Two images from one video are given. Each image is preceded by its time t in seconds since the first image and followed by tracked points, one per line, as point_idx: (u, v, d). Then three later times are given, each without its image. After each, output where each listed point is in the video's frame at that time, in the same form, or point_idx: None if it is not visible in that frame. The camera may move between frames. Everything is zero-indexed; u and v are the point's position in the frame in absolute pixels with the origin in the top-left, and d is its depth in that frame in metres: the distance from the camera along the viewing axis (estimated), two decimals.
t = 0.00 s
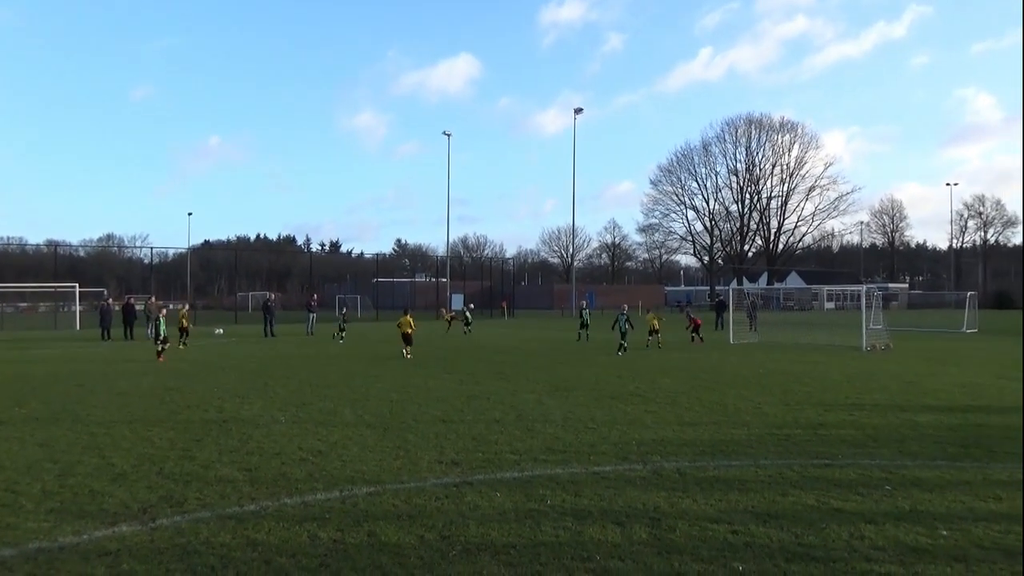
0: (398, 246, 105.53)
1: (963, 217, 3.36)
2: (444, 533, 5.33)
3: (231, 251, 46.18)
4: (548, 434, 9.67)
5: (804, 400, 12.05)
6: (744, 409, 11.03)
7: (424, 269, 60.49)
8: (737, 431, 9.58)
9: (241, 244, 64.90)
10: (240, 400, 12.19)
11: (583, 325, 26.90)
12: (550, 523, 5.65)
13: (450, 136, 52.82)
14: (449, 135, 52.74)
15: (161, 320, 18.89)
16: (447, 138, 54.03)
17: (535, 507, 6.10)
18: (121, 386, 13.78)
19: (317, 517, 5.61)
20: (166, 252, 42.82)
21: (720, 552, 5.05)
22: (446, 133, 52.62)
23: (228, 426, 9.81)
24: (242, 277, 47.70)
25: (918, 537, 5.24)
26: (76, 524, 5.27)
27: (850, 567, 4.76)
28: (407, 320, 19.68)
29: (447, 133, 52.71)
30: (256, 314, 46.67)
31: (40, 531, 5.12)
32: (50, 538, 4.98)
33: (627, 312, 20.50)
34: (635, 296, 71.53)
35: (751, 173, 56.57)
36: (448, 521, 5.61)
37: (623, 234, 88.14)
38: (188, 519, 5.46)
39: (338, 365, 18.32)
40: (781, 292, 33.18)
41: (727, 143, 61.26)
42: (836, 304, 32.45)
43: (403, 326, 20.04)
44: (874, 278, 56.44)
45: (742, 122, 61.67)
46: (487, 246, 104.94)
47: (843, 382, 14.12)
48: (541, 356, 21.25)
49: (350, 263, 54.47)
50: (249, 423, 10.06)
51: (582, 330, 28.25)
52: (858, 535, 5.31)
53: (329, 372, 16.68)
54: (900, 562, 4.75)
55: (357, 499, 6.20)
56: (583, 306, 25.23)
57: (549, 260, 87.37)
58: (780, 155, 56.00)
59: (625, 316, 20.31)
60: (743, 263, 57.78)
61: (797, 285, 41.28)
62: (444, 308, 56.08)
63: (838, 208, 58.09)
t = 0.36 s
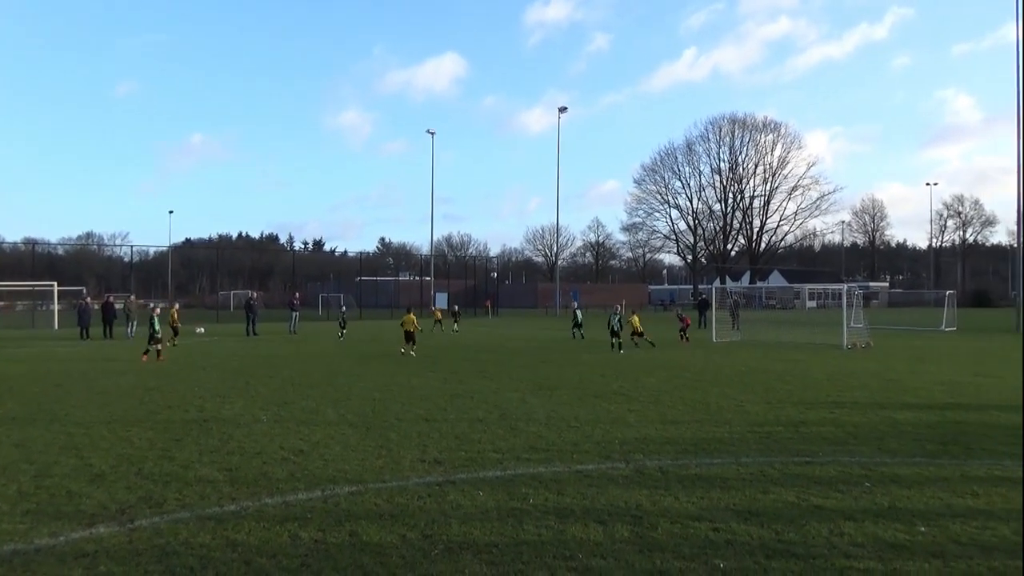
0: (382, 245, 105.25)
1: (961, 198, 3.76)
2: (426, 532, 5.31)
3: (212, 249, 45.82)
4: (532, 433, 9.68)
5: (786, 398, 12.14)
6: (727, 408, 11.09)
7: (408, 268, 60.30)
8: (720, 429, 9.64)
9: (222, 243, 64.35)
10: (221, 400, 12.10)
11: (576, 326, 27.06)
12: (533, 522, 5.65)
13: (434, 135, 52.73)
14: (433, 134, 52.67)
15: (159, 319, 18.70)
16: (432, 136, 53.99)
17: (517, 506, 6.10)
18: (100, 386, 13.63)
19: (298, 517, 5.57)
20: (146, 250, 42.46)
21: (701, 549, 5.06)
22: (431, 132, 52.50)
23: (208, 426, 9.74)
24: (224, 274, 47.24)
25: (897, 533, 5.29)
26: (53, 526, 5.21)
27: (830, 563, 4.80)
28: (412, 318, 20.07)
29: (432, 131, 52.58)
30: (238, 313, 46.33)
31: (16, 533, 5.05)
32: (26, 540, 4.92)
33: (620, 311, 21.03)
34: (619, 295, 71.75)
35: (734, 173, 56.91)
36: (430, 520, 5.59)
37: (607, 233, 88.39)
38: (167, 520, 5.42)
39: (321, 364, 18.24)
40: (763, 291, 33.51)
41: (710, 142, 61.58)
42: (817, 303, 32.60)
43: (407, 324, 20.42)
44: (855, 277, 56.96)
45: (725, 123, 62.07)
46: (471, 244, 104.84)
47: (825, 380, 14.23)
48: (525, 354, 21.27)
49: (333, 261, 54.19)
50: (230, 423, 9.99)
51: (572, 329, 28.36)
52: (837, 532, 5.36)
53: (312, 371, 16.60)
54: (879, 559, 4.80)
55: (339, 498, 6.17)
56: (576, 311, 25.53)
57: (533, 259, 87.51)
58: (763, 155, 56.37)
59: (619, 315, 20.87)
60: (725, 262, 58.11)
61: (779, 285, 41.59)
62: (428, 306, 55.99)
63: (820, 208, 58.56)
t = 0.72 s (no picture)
0: (359, 242, 104.70)
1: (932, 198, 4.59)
2: (403, 529, 5.29)
3: (187, 246, 45.24)
4: (509, 429, 9.69)
5: (761, 392, 12.27)
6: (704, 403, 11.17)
7: (386, 264, 60.00)
8: (696, 424, 9.72)
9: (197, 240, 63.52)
10: (195, 398, 11.97)
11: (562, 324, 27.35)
12: (511, 518, 5.65)
13: (412, 131, 52.47)
14: (411, 130, 52.40)
15: (143, 316, 18.37)
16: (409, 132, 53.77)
17: (495, 502, 6.10)
18: (70, 385, 13.41)
19: (273, 516, 5.52)
20: (119, 247, 41.91)
21: (678, 544, 5.10)
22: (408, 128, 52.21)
23: (182, 425, 9.62)
24: (198, 272, 46.68)
25: (869, 525, 5.36)
26: (22, 528, 5.13)
27: (804, 555, 4.85)
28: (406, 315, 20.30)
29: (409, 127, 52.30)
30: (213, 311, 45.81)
31: None
32: None
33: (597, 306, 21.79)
34: (597, 291, 71.98)
35: (711, 169, 57.28)
36: (406, 518, 5.57)
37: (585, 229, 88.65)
38: (140, 520, 5.35)
39: (298, 361, 18.12)
40: (739, 288, 33.79)
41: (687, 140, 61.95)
42: (792, 298, 32.89)
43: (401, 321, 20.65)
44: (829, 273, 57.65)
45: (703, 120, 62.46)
46: (449, 241, 104.64)
47: (799, 375, 14.39)
48: (503, 351, 21.28)
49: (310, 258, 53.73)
50: (204, 422, 9.87)
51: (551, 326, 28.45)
52: (811, 524, 5.42)
53: (288, 369, 16.46)
54: (852, 551, 4.87)
55: (315, 496, 6.13)
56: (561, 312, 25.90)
57: (511, 256, 87.49)
58: (740, 152, 56.84)
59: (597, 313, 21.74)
60: (702, 258, 58.49)
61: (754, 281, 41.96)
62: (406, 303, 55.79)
63: (795, 205, 59.15)
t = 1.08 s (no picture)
0: (344, 236, 104.18)
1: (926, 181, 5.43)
2: (389, 523, 5.30)
3: (170, 240, 44.80)
4: (495, 422, 9.71)
5: (744, 386, 12.36)
6: (688, 397, 11.26)
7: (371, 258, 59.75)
8: (679, 417, 9.78)
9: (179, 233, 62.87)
10: (179, 393, 11.90)
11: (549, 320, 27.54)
12: (497, 511, 5.67)
13: (398, 125, 52.28)
14: (397, 124, 52.20)
15: (140, 312, 18.16)
16: (395, 126, 53.51)
17: (480, 496, 6.11)
18: (51, 380, 13.27)
19: (259, 511, 5.50)
20: (100, 240, 41.73)
21: (662, 536, 5.12)
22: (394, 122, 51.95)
23: (166, 420, 9.55)
24: (181, 266, 46.27)
25: (851, 516, 5.42)
26: (1, 524, 5.07)
27: (787, 546, 4.90)
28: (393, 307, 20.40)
29: (396, 122, 52.03)
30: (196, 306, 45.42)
31: None
32: None
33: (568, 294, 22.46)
34: (582, 285, 72.09)
35: (696, 163, 57.49)
36: (393, 511, 5.58)
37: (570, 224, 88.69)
38: (123, 515, 5.31)
39: (282, 356, 18.03)
40: (723, 282, 33.97)
41: (673, 134, 62.13)
42: (776, 292, 33.12)
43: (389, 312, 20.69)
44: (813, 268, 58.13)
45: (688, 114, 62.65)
46: (434, 236, 104.32)
47: (783, 368, 14.49)
48: (488, 345, 21.31)
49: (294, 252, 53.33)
50: (187, 417, 9.81)
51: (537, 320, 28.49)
52: (794, 516, 5.47)
53: (272, 364, 16.37)
54: (835, 541, 4.92)
55: (301, 491, 6.11)
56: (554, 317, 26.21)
57: (497, 250, 87.50)
58: (725, 146, 57.12)
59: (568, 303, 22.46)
60: (687, 252, 58.72)
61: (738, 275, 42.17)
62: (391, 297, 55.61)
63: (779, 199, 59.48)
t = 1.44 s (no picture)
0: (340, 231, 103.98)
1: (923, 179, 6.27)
2: (386, 518, 5.32)
3: (165, 235, 44.71)
4: (491, 417, 9.72)
5: (740, 380, 12.42)
6: (684, 391, 11.30)
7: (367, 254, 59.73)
8: (676, 412, 9.81)
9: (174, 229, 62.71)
10: (176, 389, 11.89)
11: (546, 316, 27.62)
12: (493, 506, 5.69)
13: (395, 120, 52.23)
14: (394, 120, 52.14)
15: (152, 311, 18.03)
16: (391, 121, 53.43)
17: (477, 490, 6.13)
18: (47, 376, 13.24)
19: (256, 506, 5.51)
20: (94, 236, 41.77)
21: (659, 530, 5.14)
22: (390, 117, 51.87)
23: (162, 416, 9.54)
24: (177, 261, 46.19)
25: (846, 510, 5.45)
26: None
27: (783, 540, 4.92)
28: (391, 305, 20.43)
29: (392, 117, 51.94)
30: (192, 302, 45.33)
31: None
32: None
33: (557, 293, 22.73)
34: (579, 281, 72.11)
35: (692, 159, 57.52)
36: (390, 506, 5.60)
37: (566, 220, 88.70)
38: (120, 511, 5.31)
39: (278, 351, 18.02)
40: (719, 277, 34.04)
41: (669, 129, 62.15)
42: (772, 287, 33.22)
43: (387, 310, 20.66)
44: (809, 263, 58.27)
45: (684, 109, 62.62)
46: (430, 231, 104.22)
47: (778, 363, 14.55)
48: (485, 340, 21.34)
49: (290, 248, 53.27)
50: (185, 412, 9.81)
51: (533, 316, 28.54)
52: (790, 510, 5.49)
53: (267, 359, 16.36)
54: (831, 535, 4.94)
55: (298, 486, 6.11)
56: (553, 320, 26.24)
57: (493, 245, 87.61)
58: (720, 142, 57.17)
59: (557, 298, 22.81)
60: (683, 247, 58.74)
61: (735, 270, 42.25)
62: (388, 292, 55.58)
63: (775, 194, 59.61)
